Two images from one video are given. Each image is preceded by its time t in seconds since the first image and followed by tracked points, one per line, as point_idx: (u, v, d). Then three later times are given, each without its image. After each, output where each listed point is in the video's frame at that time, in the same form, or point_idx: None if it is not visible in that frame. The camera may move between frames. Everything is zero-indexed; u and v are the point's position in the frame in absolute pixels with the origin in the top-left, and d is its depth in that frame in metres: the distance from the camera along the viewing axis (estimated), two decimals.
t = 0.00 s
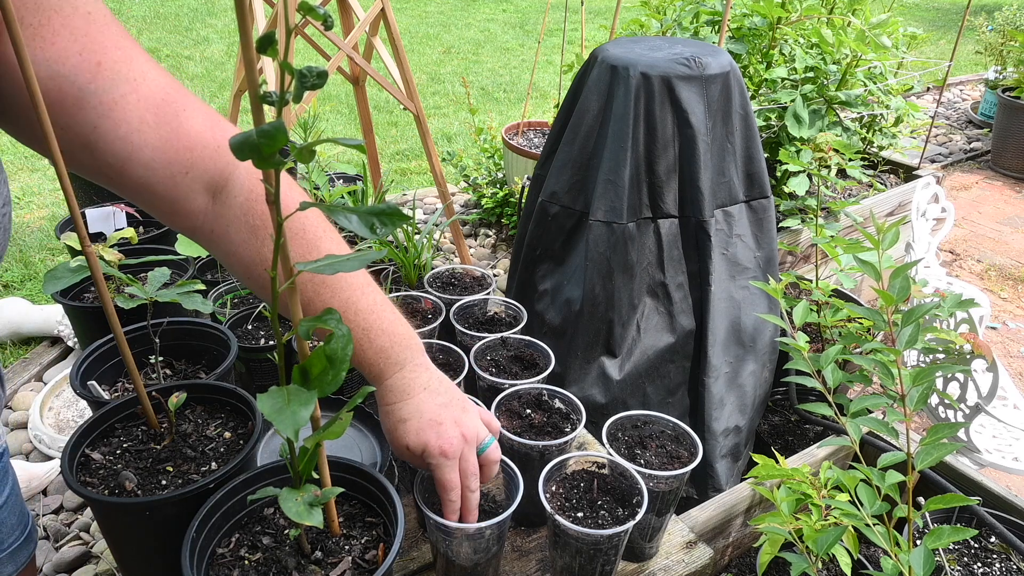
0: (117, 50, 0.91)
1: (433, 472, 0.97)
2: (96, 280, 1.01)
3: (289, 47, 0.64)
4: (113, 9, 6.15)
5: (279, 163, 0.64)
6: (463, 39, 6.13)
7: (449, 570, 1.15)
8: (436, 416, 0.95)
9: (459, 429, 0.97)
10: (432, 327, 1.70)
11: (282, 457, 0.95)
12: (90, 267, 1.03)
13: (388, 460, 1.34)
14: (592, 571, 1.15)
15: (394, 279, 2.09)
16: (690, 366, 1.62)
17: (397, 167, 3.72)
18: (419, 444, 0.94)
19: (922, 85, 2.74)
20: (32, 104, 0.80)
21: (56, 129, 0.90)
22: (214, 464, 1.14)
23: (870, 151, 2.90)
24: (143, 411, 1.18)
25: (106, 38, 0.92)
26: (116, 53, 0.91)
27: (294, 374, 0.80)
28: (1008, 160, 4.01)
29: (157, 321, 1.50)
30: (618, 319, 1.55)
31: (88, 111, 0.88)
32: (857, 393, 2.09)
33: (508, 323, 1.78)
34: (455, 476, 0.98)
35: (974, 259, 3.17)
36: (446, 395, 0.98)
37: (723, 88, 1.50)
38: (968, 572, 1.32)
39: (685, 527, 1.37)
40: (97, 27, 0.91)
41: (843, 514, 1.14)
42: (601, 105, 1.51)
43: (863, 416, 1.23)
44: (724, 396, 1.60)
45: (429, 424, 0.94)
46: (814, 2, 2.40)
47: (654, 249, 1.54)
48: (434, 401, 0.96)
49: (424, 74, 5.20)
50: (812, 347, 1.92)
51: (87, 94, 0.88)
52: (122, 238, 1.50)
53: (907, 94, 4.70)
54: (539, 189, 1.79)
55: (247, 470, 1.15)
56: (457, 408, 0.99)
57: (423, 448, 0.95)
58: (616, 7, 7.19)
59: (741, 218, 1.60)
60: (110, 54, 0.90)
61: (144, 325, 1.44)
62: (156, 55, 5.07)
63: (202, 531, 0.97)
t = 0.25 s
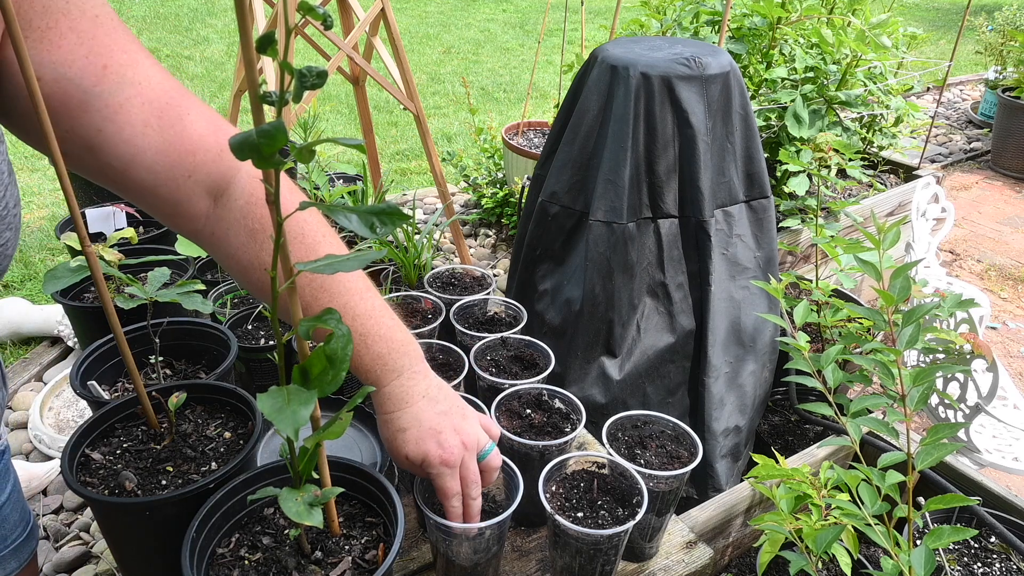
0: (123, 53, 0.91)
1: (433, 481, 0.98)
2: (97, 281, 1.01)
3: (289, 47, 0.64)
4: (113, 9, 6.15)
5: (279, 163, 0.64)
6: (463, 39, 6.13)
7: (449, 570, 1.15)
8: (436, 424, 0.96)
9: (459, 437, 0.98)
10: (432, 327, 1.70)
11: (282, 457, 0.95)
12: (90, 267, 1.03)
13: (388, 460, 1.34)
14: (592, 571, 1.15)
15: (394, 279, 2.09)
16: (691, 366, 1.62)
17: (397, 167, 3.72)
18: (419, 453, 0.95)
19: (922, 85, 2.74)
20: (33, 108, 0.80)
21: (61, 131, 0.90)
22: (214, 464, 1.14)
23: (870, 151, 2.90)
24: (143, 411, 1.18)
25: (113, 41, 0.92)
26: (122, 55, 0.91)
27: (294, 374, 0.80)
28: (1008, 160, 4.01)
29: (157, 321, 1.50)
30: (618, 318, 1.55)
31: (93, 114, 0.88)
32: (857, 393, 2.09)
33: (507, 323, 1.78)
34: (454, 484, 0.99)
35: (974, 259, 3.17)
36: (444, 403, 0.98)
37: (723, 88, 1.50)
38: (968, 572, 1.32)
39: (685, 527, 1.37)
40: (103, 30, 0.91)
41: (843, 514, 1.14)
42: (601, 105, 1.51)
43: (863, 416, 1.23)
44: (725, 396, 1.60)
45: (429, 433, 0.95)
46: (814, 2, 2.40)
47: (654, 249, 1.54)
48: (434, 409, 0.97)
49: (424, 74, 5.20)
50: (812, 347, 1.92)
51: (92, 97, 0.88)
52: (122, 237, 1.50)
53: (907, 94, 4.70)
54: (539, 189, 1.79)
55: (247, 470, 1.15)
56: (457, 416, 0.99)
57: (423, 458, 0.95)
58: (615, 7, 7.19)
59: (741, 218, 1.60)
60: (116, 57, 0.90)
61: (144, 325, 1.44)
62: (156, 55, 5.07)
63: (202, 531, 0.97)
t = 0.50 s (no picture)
0: (109, 48, 0.93)
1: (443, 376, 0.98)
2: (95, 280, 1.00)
3: (289, 47, 0.64)
4: (113, 9, 6.16)
5: (279, 163, 0.64)
6: (463, 39, 6.13)
7: (449, 570, 1.15)
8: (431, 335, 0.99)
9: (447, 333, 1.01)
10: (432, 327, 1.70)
11: (282, 457, 0.95)
12: (89, 267, 1.03)
13: (388, 460, 1.34)
14: (592, 571, 1.15)
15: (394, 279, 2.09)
16: (691, 366, 1.62)
17: (397, 167, 3.72)
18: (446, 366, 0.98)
19: (922, 85, 2.74)
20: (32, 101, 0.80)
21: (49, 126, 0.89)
22: (214, 464, 1.14)
23: (870, 151, 2.90)
24: (143, 411, 1.18)
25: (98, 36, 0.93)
26: (108, 50, 0.93)
27: (294, 374, 0.80)
28: (1008, 160, 4.01)
29: (157, 321, 1.50)
30: (618, 319, 1.55)
31: (81, 103, 0.88)
32: (857, 393, 2.09)
33: (507, 323, 1.77)
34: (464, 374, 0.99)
35: (974, 259, 3.17)
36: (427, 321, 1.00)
37: (723, 88, 1.50)
38: (968, 572, 1.32)
39: (685, 527, 1.37)
40: (89, 27, 0.92)
41: (843, 514, 1.14)
42: (601, 105, 1.51)
43: (863, 416, 1.24)
44: (724, 396, 1.60)
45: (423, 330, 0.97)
46: (814, 2, 2.41)
47: (654, 249, 1.54)
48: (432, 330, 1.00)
49: (424, 74, 5.20)
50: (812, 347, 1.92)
51: (82, 87, 0.88)
52: (122, 237, 1.50)
53: (907, 94, 4.70)
54: (538, 189, 1.79)
55: (247, 470, 1.15)
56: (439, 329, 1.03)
57: (429, 349, 0.96)
58: (616, 7, 7.19)
59: (741, 218, 1.60)
60: (103, 49, 0.91)
61: (144, 325, 1.44)
62: (156, 55, 5.07)
63: (202, 532, 0.97)
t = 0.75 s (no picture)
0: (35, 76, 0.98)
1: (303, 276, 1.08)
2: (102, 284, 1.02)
3: (289, 47, 0.64)
4: (114, 9, 6.16)
5: (279, 163, 0.64)
6: (463, 39, 6.13)
7: (449, 570, 1.15)
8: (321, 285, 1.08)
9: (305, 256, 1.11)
10: (432, 327, 1.70)
11: (282, 456, 0.95)
12: (89, 267, 1.02)
13: (388, 460, 1.34)
14: (592, 571, 1.15)
15: (394, 279, 2.09)
16: (690, 366, 1.62)
17: (397, 167, 3.72)
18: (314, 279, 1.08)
19: (922, 85, 2.74)
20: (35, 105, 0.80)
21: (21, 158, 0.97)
22: (214, 464, 1.14)
23: (870, 151, 2.90)
24: (143, 411, 1.18)
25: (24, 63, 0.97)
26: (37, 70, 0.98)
27: (294, 374, 0.80)
28: (1008, 160, 4.01)
29: (158, 321, 1.49)
30: (618, 319, 1.55)
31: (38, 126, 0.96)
32: (857, 393, 2.10)
33: (507, 323, 1.77)
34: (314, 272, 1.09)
35: (974, 258, 3.17)
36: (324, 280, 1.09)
37: (723, 88, 1.50)
38: (968, 572, 1.32)
39: (685, 527, 1.37)
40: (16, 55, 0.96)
41: (843, 514, 1.14)
42: (601, 105, 1.51)
43: (864, 416, 1.23)
44: (724, 396, 1.60)
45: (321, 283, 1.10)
46: (814, 2, 2.40)
47: (654, 249, 1.54)
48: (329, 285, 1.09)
49: (424, 74, 5.20)
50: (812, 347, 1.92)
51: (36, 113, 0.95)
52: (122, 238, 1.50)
53: (907, 94, 4.70)
54: (539, 189, 1.79)
55: (247, 470, 1.15)
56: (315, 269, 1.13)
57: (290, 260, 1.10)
58: (616, 7, 7.19)
59: (741, 218, 1.60)
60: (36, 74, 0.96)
61: (144, 325, 1.44)
62: (156, 54, 5.08)
63: (202, 532, 0.97)
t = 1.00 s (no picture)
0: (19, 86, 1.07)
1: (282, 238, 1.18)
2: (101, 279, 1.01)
3: (289, 47, 0.64)
4: (114, 9, 6.15)
5: (279, 163, 0.64)
6: (463, 39, 6.13)
7: (449, 570, 1.15)
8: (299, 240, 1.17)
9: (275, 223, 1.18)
10: (432, 327, 1.70)
11: (282, 457, 0.95)
12: (89, 267, 1.02)
13: (388, 460, 1.34)
14: (592, 570, 1.15)
15: (394, 279, 2.09)
16: (690, 366, 1.62)
17: (397, 167, 3.72)
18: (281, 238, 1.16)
19: (922, 86, 2.74)
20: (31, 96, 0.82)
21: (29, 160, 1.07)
22: (214, 464, 1.14)
23: (870, 151, 2.90)
24: (143, 411, 1.18)
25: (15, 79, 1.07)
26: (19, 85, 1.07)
27: (294, 374, 0.80)
28: (1008, 160, 4.01)
29: (157, 321, 1.49)
30: (618, 319, 1.55)
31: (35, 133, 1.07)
32: (857, 393, 2.10)
33: (507, 323, 1.77)
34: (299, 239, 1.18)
35: (974, 259, 3.17)
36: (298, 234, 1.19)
37: (723, 88, 1.50)
38: (968, 572, 1.32)
39: (685, 527, 1.37)
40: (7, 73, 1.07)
41: (843, 514, 1.14)
42: (601, 105, 1.51)
43: (863, 416, 1.24)
44: (724, 396, 1.60)
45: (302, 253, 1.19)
46: (814, 2, 2.40)
47: (654, 249, 1.54)
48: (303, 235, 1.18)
49: (424, 74, 5.20)
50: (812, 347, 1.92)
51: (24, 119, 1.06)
52: (122, 238, 1.50)
53: (907, 94, 4.70)
54: (538, 189, 1.79)
55: (247, 470, 1.15)
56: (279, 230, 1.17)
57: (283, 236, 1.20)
58: (616, 7, 7.19)
59: (741, 218, 1.60)
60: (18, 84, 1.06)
61: (144, 325, 1.44)
62: (156, 54, 5.08)
63: (202, 532, 0.97)
